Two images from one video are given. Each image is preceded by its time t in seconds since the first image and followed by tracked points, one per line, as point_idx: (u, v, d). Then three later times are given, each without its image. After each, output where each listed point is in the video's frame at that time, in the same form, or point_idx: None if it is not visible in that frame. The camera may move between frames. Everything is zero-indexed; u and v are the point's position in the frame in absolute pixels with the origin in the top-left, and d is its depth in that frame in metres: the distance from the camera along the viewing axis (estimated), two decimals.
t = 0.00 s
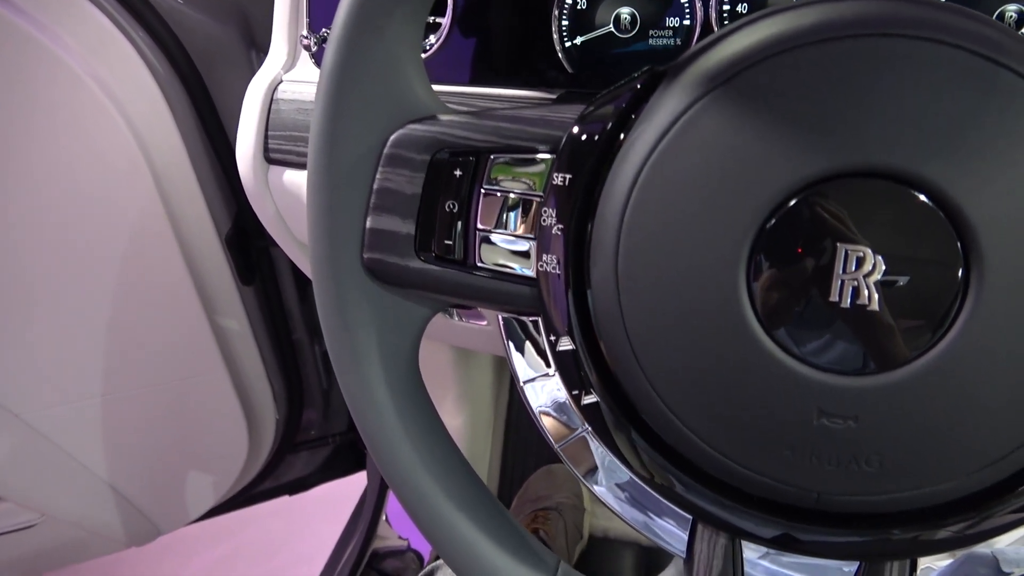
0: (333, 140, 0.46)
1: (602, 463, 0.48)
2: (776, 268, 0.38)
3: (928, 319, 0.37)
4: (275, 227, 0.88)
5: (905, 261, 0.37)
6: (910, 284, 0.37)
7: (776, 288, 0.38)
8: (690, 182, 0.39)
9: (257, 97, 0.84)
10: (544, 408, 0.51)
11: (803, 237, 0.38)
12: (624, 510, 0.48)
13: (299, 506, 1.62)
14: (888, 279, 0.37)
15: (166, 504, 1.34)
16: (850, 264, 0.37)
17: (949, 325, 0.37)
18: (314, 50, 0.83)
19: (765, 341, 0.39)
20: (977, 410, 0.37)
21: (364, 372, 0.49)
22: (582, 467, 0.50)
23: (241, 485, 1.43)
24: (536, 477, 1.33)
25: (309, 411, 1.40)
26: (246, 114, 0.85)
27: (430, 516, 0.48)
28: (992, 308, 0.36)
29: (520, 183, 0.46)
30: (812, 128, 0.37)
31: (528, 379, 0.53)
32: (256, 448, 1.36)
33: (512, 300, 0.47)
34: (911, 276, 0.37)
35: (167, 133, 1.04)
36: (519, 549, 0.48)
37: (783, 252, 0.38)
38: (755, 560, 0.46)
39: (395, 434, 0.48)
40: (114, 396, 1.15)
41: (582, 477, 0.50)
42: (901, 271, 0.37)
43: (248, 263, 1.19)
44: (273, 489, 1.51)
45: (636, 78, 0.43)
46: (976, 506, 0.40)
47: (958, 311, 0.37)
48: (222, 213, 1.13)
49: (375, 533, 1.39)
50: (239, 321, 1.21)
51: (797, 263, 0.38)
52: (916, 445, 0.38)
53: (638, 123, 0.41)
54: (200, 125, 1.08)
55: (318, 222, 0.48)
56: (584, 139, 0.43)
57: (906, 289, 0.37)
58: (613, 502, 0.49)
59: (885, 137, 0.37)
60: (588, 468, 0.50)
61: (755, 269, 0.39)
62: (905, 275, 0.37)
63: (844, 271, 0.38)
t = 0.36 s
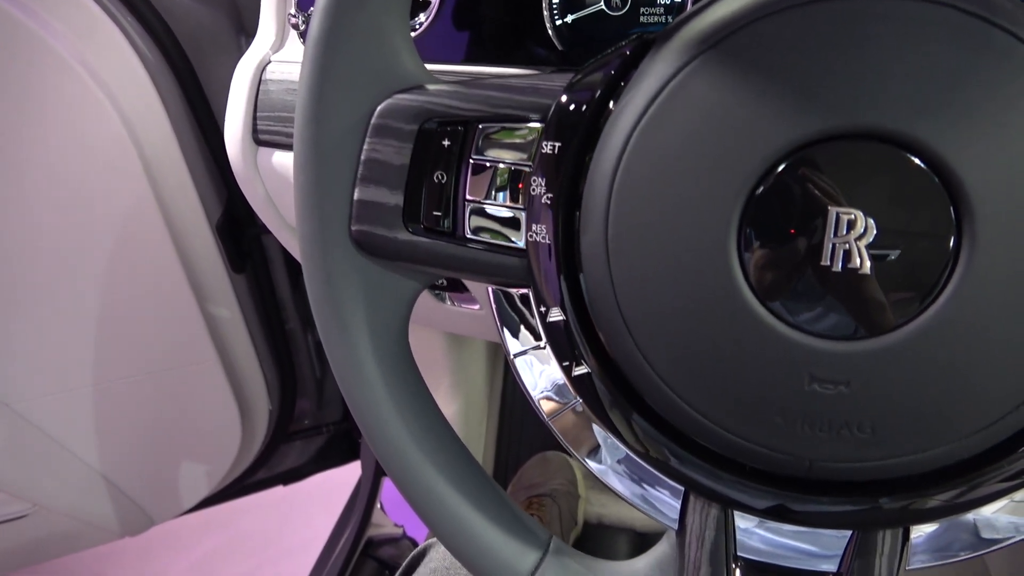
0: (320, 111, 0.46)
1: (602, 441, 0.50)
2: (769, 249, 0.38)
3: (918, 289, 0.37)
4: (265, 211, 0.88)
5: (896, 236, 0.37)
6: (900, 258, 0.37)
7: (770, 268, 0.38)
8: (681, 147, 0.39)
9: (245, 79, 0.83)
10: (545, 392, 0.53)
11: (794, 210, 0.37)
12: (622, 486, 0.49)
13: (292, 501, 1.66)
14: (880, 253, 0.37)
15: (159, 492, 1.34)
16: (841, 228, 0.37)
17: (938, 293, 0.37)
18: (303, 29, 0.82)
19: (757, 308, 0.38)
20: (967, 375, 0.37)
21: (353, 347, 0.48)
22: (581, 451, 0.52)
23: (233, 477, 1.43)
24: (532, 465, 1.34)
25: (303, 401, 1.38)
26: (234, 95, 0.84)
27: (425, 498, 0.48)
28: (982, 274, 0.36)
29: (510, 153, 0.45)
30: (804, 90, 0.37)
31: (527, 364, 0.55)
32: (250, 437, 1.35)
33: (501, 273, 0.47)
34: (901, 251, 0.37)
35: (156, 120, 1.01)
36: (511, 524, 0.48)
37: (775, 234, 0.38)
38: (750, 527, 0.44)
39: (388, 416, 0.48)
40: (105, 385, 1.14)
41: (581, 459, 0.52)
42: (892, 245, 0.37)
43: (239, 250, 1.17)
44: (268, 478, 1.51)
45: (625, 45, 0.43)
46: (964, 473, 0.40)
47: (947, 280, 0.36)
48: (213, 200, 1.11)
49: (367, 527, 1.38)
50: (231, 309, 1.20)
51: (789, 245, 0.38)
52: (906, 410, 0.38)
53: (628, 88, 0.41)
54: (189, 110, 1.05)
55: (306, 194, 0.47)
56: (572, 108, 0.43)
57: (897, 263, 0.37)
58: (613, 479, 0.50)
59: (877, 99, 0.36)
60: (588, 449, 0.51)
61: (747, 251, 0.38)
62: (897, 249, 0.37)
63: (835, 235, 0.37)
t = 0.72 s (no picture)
0: (306, 82, 0.45)
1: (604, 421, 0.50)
2: (762, 229, 0.37)
3: (906, 260, 0.36)
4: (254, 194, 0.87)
5: (884, 210, 0.36)
6: (891, 233, 0.36)
7: (764, 248, 0.38)
8: (670, 114, 0.38)
9: (233, 61, 0.81)
10: (543, 376, 0.54)
11: (783, 183, 0.37)
12: (621, 463, 0.49)
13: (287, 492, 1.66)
14: (870, 228, 0.36)
15: (153, 479, 1.35)
16: (830, 192, 0.36)
17: (927, 259, 0.36)
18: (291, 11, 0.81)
19: (748, 278, 0.38)
20: (957, 340, 0.37)
21: (341, 322, 0.48)
22: (581, 435, 0.52)
23: (227, 466, 1.42)
24: (525, 451, 1.34)
25: (297, 390, 1.37)
26: (223, 77, 0.83)
27: (415, 479, 0.47)
28: (971, 240, 0.36)
29: (499, 124, 0.45)
30: (794, 54, 0.36)
31: (522, 348, 0.56)
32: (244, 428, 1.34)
33: (490, 245, 0.46)
34: (892, 225, 0.36)
35: (145, 105, 0.99)
36: (503, 500, 0.48)
37: (766, 212, 0.37)
38: (745, 496, 0.44)
39: (378, 396, 0.48)
40: (97, 375, 1.14)
41: (582, 442, 0.52)
42: (882, 220, 0.36)
43: (230, 238, 1.14)
44: (262, 468, 1.51)
45: (613, 13, 0.42)
46: (953, 441, 0.39)
47: (936, 248, 0.36)
48: (204, 189, 1.09)
49: (362, 516, 1.38)
50: (223, 297, 1.17)
51: (782, 226, 0.37)
52: (896, 376, 0.38)
53: (616, 56, 0.40)
54: (180, 97, 1.03)
55: (293, 167, 0.47)
56: (559, 79, 0.42)
57: (888, 237, 0.36)
58: (614, 459, 0.50)
59: (868, 60, 0.36)
60: (589, 429, 0.52)
61: (739, 231, 0.38)
62: (887, 223, 0.36)
63: (825, 200, 0.36)
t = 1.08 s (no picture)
0: (287, 53, 0.45)
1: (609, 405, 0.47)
2: (751, 208, 0.37)
3: (888, 228, 0.36)
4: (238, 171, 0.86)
5: (868, 182, 0.36)
6: (877, 206, 0.36)
7: (754, 226, 0.37)
8: (653, 79, 0.38)
9: (219, 41, 0.81)
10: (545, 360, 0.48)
11: (768, 151, 0.37)
12: (618, 439, 0.48)
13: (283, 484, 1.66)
14: (855, 201, 0.36)
15: (143, 467, 1.34)
16: (813, 154, 0.36)
17: (908, 224, 0.36)
18: None
19: (737, 246, 0.38)
20: (938, 303, 0.37)
21: (325, 294, 0.47)
22: (582, 419, 0.49)
23: (219, 455, 1.42)
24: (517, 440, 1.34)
25: (289, 379, 1.36)
26: (209, 57, 0.82)
27: (403, 457, 0.47)
28: (952, 202, 0.36)
29: (486, 93, 0.44)
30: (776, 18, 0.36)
31: (515, 330, 0.50)
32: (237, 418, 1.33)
33: (475, 216, 0.46)
34: (878, 198, 0.36)
35: (129, 87, 0.97)
36: (489, 472, 0.48)
37: (755, 192, 0.37)
38: (738, 462, 0.43)
39: (365, 371, 0.47)
40: (87, 365, 1.13)
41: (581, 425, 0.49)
42: (868, 193, 0.36)
43: (221, 226, 1.11)
44: (256, 457, 1.51)
45: None
46: (937, 408, 0.39)
47: (915, 216, 0.36)
48: (194, 176, 1.06)
49: (354, 504, 1.37)
50: (212, 285, 1.15)
51: (770, 206, 0.37)
52: (877, 340, 0.38)
53: (599, 24, 0.40)
54: (167, 81, 1.00)
55: (275, 139, 0.47)
56: (541, 49, 0.42)
57: (874, 211, 0.36)
58: (611, 436, 0.48)
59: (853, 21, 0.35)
60: (590, 407, 0.48)
61: (725, 204, 0.38)
62: (872, 197, 0.36)
63: (808, 163, 0.36)
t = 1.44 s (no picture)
0: (275, 31, 0.45)
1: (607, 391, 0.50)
2: (743, 190, 0.37)
3: (875, 203, 0.36)
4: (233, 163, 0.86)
5: (860, 161, 0.36)
6: (867, 184, 0.36)
7: (748, 207, 0.37)
8: (641, 54, 0.38)
9: (208, 25, 0.80)
10: (546, 345, 0.52)
11: (758, 126, 0.37)
12: (615, 420, 0.50)
13: (277, 472, 1.66)
14: (845, 179, 0.36)
15: (138, 456, 1.34)
16: (801, 126, 0.36)
17: (896, 198, 0.36)
18: None
19: (728, 222, 0.38)
20: (926, 276, 0.37)
21: (316, 276, 0.47)
22: (582, 403, 0.51)
23: (214, 445, 1.41)
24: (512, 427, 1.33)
25: (284, 369, 1.35)
26: (198, 42, 0.81)
27: (395, 438, 0.47)
28: (941, 175, 0.36)
29: (473, 71, 0.45)
30: None
31: (512, 315, 0.53)
32: (231, 408, 1.33)
33: (464, 194, 0.46)
34: (867, 176, 0.36)
35: (119, 74, 0.96)
36: (482, 452, 0.48)
37: (749, 174, 0.37)
38: (731, 437, 0.43)
39: (357, 351, 0.47)
40: (80, 355, 1.13)
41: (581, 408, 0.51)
42: (859, 171, 0.36)
43: (214, 216, 1.10)
44: (251, 447, 1.51)
45: None
46: (924, 382, 0.40)
47: (902, 192, 0.36)
48: (186, 164, 1.05)
49: (350, 492, 1.38)
50: (205, 276, 1.14)
51: (763, 188, 0.37)
52: (866, 314, 0.38)
53: None
54: (157, 70, 1.00)
55: (264, 117, 0.46)
56: (530, 26, 0.41)
57: (864, 189, 0.36)
58: (609, 415, 0.50)
59: None
60: (589, 389, 0.51)
61: (717, 182, 0.38)
62: (863, 175, 0.36)
63: (797, 135, 0.36)
